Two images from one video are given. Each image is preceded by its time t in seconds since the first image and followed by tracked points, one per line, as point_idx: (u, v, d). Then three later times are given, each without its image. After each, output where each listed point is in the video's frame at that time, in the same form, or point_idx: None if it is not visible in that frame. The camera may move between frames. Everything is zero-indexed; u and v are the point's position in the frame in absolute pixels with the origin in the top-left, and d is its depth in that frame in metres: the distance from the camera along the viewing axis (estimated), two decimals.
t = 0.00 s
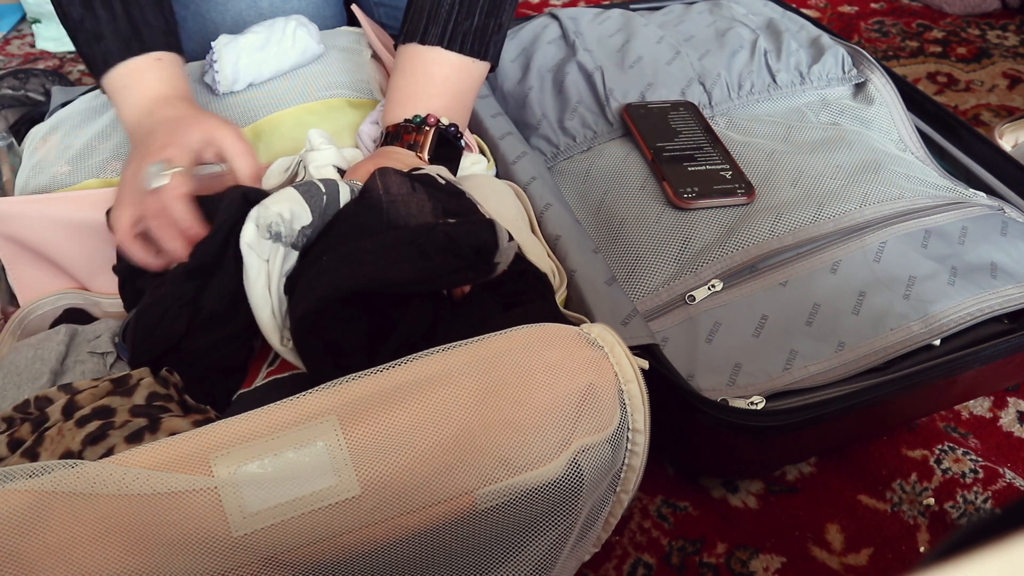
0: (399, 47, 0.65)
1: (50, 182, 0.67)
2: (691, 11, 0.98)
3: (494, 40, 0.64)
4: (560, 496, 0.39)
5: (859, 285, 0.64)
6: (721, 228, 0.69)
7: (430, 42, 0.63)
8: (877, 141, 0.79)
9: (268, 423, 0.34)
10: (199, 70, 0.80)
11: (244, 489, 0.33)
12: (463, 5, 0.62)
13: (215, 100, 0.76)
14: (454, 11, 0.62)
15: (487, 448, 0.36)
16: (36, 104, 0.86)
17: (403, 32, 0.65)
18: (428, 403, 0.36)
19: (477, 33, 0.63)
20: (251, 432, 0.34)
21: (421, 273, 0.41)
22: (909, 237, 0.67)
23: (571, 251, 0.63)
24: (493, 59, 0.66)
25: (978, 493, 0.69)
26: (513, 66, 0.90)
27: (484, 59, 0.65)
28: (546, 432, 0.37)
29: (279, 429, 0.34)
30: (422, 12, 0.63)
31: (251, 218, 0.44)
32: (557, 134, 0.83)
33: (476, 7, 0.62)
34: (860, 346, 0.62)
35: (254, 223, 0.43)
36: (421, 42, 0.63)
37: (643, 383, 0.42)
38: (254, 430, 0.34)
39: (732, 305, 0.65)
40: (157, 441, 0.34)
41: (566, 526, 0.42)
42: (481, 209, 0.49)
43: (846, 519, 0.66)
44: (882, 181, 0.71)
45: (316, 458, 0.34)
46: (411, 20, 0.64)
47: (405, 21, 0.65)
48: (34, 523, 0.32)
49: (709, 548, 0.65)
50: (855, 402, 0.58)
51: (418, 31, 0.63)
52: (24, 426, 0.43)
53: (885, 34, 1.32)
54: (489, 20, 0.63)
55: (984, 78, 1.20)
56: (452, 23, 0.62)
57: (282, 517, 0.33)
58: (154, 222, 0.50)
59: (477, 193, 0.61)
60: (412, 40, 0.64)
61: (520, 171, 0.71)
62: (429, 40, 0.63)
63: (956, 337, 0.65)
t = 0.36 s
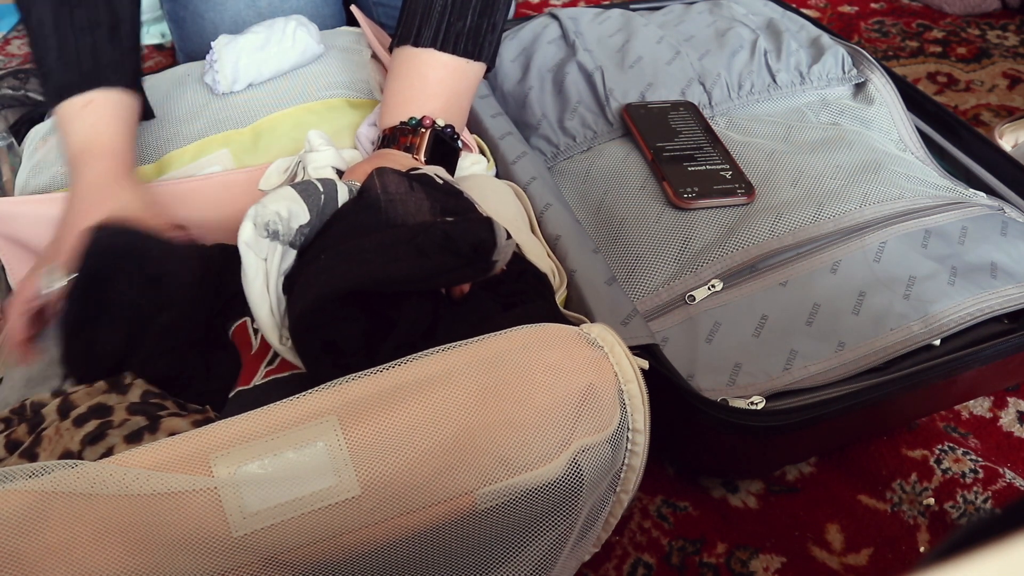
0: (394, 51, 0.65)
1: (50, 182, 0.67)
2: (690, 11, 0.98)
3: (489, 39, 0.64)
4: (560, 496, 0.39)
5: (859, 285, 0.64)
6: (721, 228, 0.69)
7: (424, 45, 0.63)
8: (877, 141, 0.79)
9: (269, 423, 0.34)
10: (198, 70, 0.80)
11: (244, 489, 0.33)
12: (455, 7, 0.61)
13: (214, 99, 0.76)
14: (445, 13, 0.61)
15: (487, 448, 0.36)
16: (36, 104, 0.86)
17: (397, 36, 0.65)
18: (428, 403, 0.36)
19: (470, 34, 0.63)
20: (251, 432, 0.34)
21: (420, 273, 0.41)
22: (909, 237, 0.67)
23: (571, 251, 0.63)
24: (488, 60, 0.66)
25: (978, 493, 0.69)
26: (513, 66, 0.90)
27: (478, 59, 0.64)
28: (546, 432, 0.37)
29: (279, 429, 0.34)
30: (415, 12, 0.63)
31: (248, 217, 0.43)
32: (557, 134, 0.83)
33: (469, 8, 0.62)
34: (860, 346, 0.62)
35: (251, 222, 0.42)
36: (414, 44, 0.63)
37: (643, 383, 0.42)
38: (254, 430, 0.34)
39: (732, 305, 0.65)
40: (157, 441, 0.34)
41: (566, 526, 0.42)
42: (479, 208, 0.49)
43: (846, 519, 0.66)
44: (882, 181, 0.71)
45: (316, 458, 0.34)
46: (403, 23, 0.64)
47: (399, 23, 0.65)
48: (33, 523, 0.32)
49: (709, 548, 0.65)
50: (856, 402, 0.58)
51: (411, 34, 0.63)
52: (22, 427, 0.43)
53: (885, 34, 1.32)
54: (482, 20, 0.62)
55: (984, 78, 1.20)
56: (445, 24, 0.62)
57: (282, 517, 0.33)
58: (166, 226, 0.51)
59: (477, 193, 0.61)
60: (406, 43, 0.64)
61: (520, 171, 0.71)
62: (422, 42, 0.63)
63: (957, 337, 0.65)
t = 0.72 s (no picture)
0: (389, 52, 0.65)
1: (49, 182, 0.67)
2: (690, 11, 0.98)
3: (484, 39, 0.64)
4: (560, 496, 0.39)
5: (859, 285, 0.64)
6: (721, 228, 0.69)
7: (419, 46, 0.63)
8: (877, 141, 0.79)
9: (269, 423, 0.34)
10: (199, 70, 0.80)
11: (244, 489, 0.33)
12: (449, 7, 0.61)
13: (214, 99, 0.76)
14: (440, 13, 0.61)
15: (487, 449, 0.36)
16: (36, 104, 0.86)
17: (392, 37, 0.65)
18: (428, 403, 0.36)
19: (465, 34, 0.63)
20: (251, 432, 0.34)
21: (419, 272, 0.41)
22: (909, 237, 0.67)
23: (571, 251, 0.63)
24: (485, 59, 0.66)
25: (978, 493, 0.69)
26: (513, 66, 0.90)
27: (473, 60, 0.64)
28: (546, 432, 0.37)
29: (279, 429, 0.34)
30: (410, 12, 0.62)
31: (247, 218, 0.43)
32: (557, 134, 0.83)
33: (463, 8, 0.62)
34: (860, 346, 0.62)
35: (251, 222, 0.42)
36: (409, 45, 0.63)
37: (643, 383, 0.42)
38: (254, 431, 0.34)
39: (732, 305, 0.65)
40: (158, 441, 0.34)
41: (566, 526, 0.42)
42: (478, 208, 0.49)
43: (846, 519, 0.66)
44: (882, 181, 0.71)
45: (316, 458, 0.34)
46: (399, 24, 0.64)
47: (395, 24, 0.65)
48: (34, 523, 0.32)
49: (709, 548, 0.65)
50: (855, 402, 0.58)
51: (407, 34, 0.63)
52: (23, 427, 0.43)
53: (885, 34, 1.32)
54: (477, 20, 0.63)
55: (984, 78, 1.20)
56: (439, 25, 0.62)
57: (282, 518, 0.33)
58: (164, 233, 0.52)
59: (477, 193, 0.61)
60: (401, 44, 0.63)
61: (520, 171, 0.71)
62: (417, 43, 0.63)
63: (956, 337, 0.65)
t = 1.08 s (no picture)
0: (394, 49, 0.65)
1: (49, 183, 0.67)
2: (690, 11, 0.98)
3: (488, 37, 0.63)
4: (560, 496, 0.39)
5: (860, 285, 0.64)
6: (721, 228, 0.69)
7: (423, 42, 0.62)
8: (877, 141, 0.79)
9: (269, 422, 0.34)
10: (198, 70, 0.80)
11: (243, 489, 0.33)
12: (454, 4, 0.61)
13: (214, 99, 0.76)
14: (445, 9, 0.61)
15: (487, 448, 0.36)
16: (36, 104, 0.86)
17: (397, 34, 0.64)
18: (428, 403, 0.36)
19: (469, 32, 0.62)
20: (250, 432, 0.34)
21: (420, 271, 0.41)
22: (909, 237, 0.67)
23: (571, 251, 0.63)
24: (488, 58, 0.65)
25: (978, 493, 0.69)
26: (513, 66, 0.90)
27: (478, 58, 0.64)
28: (546, 432, 0.37)
29: (279, 429, 0.34)
30: (414, 10, 0.62)
31: (250, 214, 0.43)
32: (557, 134, 0.83)
33: (468, 5, 0.61)
34: (860, 346, 0.62)
35: (253, 219, 0.43)
36: (413, 42, 0.62)
37: (643, 383, 0.42)
38: (254, 430, 0.34)
39: (732, 305, 0.65)
40: (157, 442, 0.34)
41: (566, 526, 0.42)
42: (478, 208, 0.49)
43: (847, 519, 0.66)
44: (882, 181, 0.71)
45: (316, 458, 0.34)
46: (403, 20, 0.63)
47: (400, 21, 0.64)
48: (33, 523, 0.32)
49: (709, 548, 0.65)
50: (856, 402, 0.58)
51: (411, 31, 0.62)
52: (15, 429, 0.43)
53: (885, 34, 1.32)
54: (481, 18, 0.62)
55: (984, 78, 1.20)
56: (444, 22, 0.61)
57: (282, 518, 0.33)
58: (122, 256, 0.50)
59: (478, 193, 0.61)
60: (406, 40, 0.63)
61: (520, 171, 0.71)
62: (422, 40, 0.62)
63: (957, 337, 0.65)
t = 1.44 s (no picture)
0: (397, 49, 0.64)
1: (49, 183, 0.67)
2: (690, 11, 0.98)
3: (492, 39, 0.63)
4: (560, 496, 0.39)
5: (859, 285, 0.64)
6: (721, 228, 0.69)
7: (428, 43, 0.62)
8: (877, 141, 0.79)
9: (269, 422, 0.34)
10: (199, 70, 0.80)
11: (243, 489, 0.33)
12: (459, 6, 0.60)
13: (214, 99, 0.76)
14: (449, 11, 0.60)
15: (487, 449, 0.36)
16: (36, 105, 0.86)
17: (400, 34, 0.64)
18: (428, 403, 0.36)
19: (474, 33, 0.61)
20: (250, 432, 0.34)
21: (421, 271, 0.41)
22: (909, 237, 0.67)
23: (571, 251, 0.63)
24: (492, 61, 0.64)
25: (978, 493, 0.69)
26: (513, 66, 0.90)
27: (480, 59, 0.63)
28: (547, 432, 0.37)
29: (279, 428, 0.34)
30: (420, 10, 0.61)
31: (252, 212, 0.43)
32: (557, 134, 0.83)
33: (473, 7, 0.60)
34: (860, 346, 0.62)
35: (255, 217, 0.43)
36: (417, 42, 0.62)
37: (643, 383, 0.42)
38: (254, 430, 0.34)
39: (732, 305, 0.65)
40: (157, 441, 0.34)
41: (566, 526, 0.42)
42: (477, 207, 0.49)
43: (847, 519, 0.66)
44: (882, 181, 0.71)
45: (316, 458, 0.34)
46: (407, 20, 0.63)
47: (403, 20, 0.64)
48: (33, 524, 0.31)
49: (709, 548, 0.65)
50: (856, 402, 0.58)
51: (415, 32, 0.62)
52: (14, 429, 0.42)
53: (885, 34, 1.32)
54: (486, 20, 0.61)
55: (984, 78, 1.20)
56: (448, 23, 0.61)
57: (282, 517, 0.33)
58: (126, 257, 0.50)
59: (478, 193, 0.61)
60: (410, 41, 0.63)
61: (520, 171, 0.71)
62: (426, 40, 0.62)
63: (956, 337, 0.65)
